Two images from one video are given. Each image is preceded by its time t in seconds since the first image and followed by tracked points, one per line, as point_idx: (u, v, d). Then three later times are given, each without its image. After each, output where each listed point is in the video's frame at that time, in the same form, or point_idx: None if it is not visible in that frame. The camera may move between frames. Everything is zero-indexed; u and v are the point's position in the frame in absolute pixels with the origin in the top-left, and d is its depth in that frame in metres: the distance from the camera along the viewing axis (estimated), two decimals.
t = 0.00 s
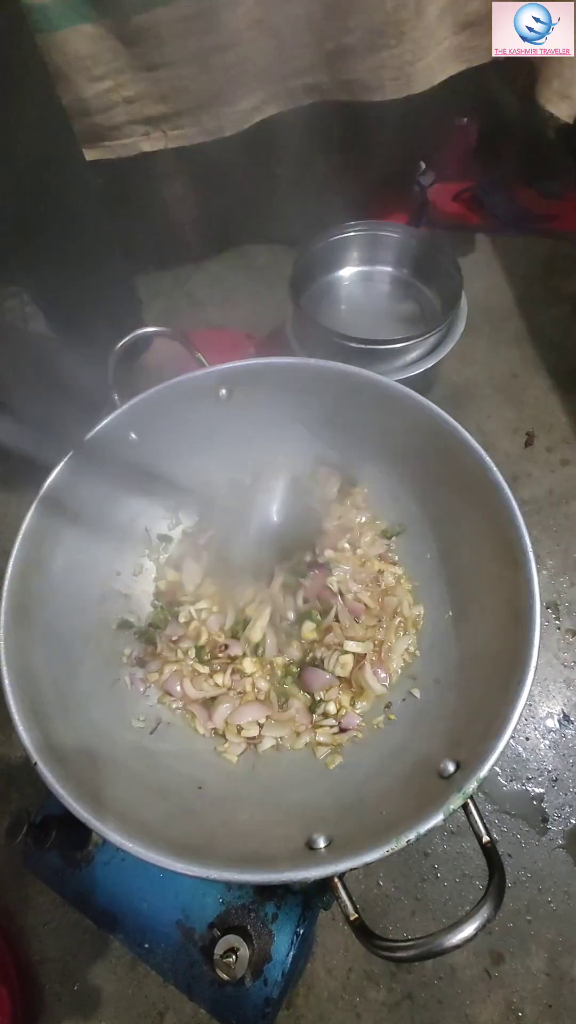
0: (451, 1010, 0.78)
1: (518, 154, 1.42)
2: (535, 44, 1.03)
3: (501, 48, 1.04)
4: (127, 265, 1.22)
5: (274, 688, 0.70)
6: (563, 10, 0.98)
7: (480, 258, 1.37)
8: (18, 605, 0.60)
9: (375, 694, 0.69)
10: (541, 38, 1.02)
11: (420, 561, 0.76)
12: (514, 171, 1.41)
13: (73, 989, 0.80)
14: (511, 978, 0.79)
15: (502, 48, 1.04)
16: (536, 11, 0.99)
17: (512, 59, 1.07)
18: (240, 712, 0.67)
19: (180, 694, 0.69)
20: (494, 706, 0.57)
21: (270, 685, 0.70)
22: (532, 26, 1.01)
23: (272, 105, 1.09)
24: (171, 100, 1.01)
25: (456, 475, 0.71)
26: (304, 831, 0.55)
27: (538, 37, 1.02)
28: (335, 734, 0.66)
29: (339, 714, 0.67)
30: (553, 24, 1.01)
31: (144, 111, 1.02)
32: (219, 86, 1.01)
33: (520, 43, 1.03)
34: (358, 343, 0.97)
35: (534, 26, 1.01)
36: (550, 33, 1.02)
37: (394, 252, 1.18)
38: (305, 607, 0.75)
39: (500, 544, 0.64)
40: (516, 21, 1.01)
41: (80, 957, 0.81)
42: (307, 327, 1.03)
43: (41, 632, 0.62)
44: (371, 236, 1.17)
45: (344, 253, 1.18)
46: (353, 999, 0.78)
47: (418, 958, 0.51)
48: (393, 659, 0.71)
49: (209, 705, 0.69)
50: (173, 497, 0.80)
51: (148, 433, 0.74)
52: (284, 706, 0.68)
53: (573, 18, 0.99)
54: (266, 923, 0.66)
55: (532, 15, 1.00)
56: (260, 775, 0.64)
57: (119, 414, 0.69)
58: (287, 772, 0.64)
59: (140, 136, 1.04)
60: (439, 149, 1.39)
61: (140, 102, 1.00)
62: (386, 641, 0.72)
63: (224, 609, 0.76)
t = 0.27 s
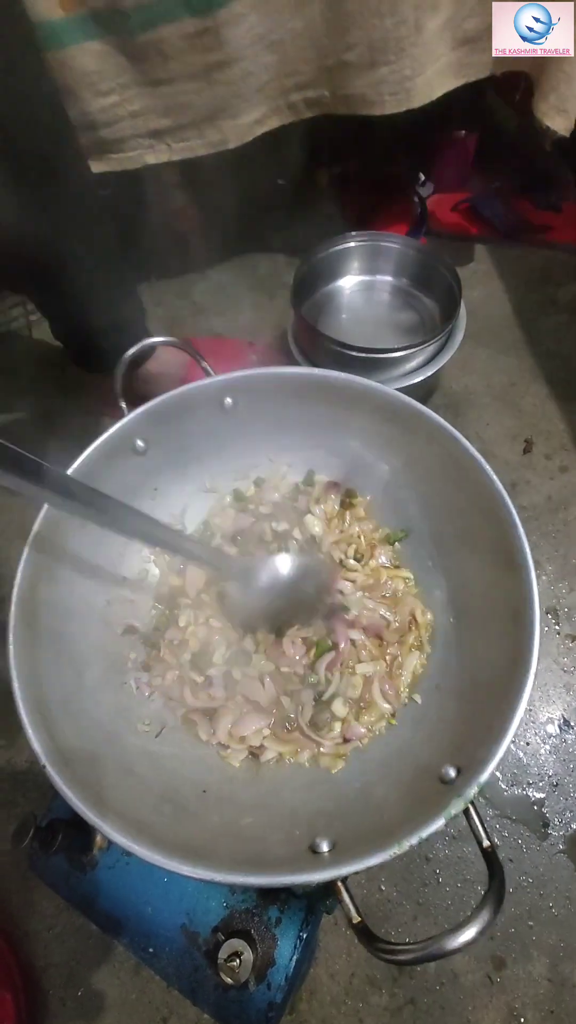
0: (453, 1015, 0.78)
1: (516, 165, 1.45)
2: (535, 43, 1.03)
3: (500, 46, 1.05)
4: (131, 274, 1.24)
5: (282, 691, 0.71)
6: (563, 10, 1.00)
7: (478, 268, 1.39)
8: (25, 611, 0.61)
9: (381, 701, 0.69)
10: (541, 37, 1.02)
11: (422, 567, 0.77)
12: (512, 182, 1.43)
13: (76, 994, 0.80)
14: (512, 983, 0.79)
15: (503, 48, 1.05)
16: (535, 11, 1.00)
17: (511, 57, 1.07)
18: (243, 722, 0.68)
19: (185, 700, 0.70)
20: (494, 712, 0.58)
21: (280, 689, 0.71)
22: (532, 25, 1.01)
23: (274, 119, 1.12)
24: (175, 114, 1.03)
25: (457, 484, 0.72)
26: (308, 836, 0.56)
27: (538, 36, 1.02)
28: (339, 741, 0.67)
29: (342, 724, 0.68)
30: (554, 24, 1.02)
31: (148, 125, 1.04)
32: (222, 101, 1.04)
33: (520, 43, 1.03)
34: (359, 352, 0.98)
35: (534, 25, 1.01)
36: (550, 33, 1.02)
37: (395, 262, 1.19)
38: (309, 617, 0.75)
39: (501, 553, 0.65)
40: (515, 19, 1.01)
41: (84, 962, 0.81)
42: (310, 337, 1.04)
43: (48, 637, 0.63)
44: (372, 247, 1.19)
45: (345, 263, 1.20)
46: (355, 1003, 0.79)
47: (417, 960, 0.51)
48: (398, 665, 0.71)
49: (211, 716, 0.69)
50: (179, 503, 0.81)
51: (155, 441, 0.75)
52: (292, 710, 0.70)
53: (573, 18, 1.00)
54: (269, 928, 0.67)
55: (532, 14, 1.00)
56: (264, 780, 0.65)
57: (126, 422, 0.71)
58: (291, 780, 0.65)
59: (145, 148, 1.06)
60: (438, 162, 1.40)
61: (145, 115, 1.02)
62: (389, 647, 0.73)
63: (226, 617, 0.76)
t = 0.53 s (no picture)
0: None
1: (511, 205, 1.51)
2: (535, 43, 1.04)
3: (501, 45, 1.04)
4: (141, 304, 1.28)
5: (290, 709, 0.72)
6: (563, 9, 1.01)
7: (477, 300, 1.44)
8: (38, 631, 0.63)
9: (386, 725, 0.70)
10: (541, 37, 1.03)
11: (427, 591, 0.78)
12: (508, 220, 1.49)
13: None
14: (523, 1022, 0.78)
15: (502, 44, 1.03)
16: (536, 10, 1.00)
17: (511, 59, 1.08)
18: (249, 743, 0.68)
19: (191, 722, 0.70)
20: (500, 737, 0.58)
21: (286, 704, 0.72)
22: (532, 25, 1.01)
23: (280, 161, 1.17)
24: (186, 157, 1.09)
25: (460, 511, 0.74)
26: (314, 862, 0.56)
27: (538, 36, 1.03)
28: (344, 766, 0.67)
29: (347, 750, 0.68)
30: (554, 23, 1.02)
31: (161, 167, 1.09)
32: (231, 145, 1.09)
33: (520, 43, 1.04)
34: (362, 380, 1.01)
35: (534, 24, 1.01)
36: (551, 33, 1.03)
37: (396, 296, 1.24)
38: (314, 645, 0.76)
39: (504, 579, 0.67)
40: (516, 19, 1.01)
41: (82, 997, 0.80)
42: (314, 366, 1.08)
43: (58, 658, 0.64)
44: (374, 280, 1.23)
45: (348, 296, 1.25)
46: None
47: (424, 990, 0.51)
48: (403, 689, 0.72)
49: (217, 739, 0.70)
50: (187, 527, 0.83)
51: (166, 466, 0.78)
52: (298, 725, 0.70)
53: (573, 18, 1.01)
54: (274, 958, 0.66)
55: (532, 14, 1.00)
56: (270, 805, 0.65)
57: (138, 448, 0.73)
58: (297, 806, 0.65)
59: (157, 187, 1.11)
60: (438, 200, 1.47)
61: (158, 158, 1.07)
62: (393, 672, 0.73)
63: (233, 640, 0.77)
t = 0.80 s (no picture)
0: None
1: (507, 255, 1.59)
2: (534, 43, 1.03)
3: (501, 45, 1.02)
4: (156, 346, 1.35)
5: (293, 739, 0.72)
6: (563, 10, 0.99)
7: (475, 346, 1.51)
8: (54, 661, 0.66)
9: (386, 758, 0.71)
10: (541, 37, 1.02)
11: (428, 625, 0.80)
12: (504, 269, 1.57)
13: None
14: None
15: (503, 48, 1.03)
16: (535, 10, 1.00)
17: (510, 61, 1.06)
18: (252, 772, 0.70)
19: (195, 751, 0.72)
20: (495, 773, 0.61)
21: (288, 735, 0.72)
22: (531, 25, 1.01)
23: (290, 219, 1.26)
24: (203, 215, 1.18)
25: (461, 551, 0.77)
26: (313, 893, 0.58)
27: (538, 37, 1.02)
28: (345, 797, 0.68)
29: (347, 782, 0.69)
30: (553, 23, 1.01)
31: (179, 223, 1.18)
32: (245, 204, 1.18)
33: (520, 43, 1.02)
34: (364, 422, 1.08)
35: (534, 25, 1.00)
36: (550, 33, 1.02)
37: (398, 342, 1.31)
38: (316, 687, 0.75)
39: (502, 619, 0.71)
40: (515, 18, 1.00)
41: None
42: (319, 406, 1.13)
43: (71, 684, 0.68)
44: (377, 327, 1.30)
45: (352, 340, 1.31)
46: None
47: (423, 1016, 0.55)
48: (404, 722, 0.73)
49: (221, 767, 0.71)
50: (196, 558, 0.86)
51: (178, 502, 0.82)
52: (298, 755, 0.71)
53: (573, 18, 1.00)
54: (273, 996, 0.67)
55: (532, 14, 1.00)
56: (273, 835, 0.66)
57: (153, 485, 0.78)
58: (299, 837, 0.66)
59: (175, 241, 1.20)
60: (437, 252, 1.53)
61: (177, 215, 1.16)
62: (394, 706, 0.74)
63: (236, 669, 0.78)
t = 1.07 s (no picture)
0: None
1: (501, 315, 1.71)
2: (535, 42, 1.08)
3: (502, 45, 1.08)
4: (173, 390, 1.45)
5: (295, 768, 0.76)
6: (562, 11, 1.09)
7: (471, 395, 1.61)
8: (78, 681, 0.72)
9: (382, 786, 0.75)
10: (542, 36, 1.09)
11: (423, 658, 0.86)
12: (498, 328, 1.68)
13: None
14: None
15: (503, 48, 1.07)
16: (535, 13, 1.09)
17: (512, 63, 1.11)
18: (255, 796, 0.74)
19: (202, 776, 0.77)
20: (482, 796, 0.66)
21: (290, 762, 0.76)
22: (531, 25, 1.08)
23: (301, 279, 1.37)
24: (222, 276, 1.29)
25: (454, 591, 0.83)
26: (312, 906, 0.63)
27: (538, 36, 1.09)
28: (344, 821, 0.73)
29: (346, 806, 0.74)
30: (553, 23, 1.10)
31: (200, 282, 1.29)
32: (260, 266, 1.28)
33: (521, 42, 1.08)
34: (366, 467, 1.16)
35: (534, 24, 1.08)
36: (551, 33, 1.09)
37: (399, 393, 1.41)
38: (321, 720, 0.79)
39: (490, 654, 0.76)
40: (516, 20, 1.08)
41: None
42: (324, 452, 1.22)
43: (91, 705, 0.73)
44: (379, 379, 1.41)
45: (356, 390, 1.41)
46: None
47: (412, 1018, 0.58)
48: (400, 751, 0.78)
49: (226, 791, 0.76)
50: (207, 593, 0.92)
51: (194, 538, 0.89)
52: (300, 781, 0.75)
53: (570, 19, 1.08)
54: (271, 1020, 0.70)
55: (531, 15, 1.08)
56: (274, 855, 0.71)
57: (171, 522, 0.85)
58: (299, 858, 0.71)
59: (195, 298, 1.31)
60: (436, 308, 1.67)
61: (198, 276, 1.28)
62: (391, 734, 0.80)
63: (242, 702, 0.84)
